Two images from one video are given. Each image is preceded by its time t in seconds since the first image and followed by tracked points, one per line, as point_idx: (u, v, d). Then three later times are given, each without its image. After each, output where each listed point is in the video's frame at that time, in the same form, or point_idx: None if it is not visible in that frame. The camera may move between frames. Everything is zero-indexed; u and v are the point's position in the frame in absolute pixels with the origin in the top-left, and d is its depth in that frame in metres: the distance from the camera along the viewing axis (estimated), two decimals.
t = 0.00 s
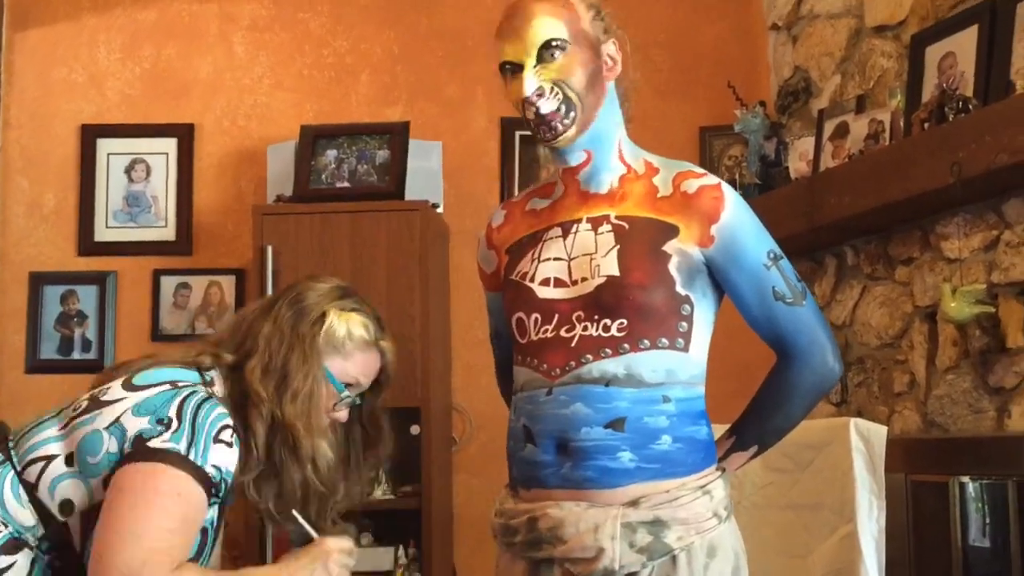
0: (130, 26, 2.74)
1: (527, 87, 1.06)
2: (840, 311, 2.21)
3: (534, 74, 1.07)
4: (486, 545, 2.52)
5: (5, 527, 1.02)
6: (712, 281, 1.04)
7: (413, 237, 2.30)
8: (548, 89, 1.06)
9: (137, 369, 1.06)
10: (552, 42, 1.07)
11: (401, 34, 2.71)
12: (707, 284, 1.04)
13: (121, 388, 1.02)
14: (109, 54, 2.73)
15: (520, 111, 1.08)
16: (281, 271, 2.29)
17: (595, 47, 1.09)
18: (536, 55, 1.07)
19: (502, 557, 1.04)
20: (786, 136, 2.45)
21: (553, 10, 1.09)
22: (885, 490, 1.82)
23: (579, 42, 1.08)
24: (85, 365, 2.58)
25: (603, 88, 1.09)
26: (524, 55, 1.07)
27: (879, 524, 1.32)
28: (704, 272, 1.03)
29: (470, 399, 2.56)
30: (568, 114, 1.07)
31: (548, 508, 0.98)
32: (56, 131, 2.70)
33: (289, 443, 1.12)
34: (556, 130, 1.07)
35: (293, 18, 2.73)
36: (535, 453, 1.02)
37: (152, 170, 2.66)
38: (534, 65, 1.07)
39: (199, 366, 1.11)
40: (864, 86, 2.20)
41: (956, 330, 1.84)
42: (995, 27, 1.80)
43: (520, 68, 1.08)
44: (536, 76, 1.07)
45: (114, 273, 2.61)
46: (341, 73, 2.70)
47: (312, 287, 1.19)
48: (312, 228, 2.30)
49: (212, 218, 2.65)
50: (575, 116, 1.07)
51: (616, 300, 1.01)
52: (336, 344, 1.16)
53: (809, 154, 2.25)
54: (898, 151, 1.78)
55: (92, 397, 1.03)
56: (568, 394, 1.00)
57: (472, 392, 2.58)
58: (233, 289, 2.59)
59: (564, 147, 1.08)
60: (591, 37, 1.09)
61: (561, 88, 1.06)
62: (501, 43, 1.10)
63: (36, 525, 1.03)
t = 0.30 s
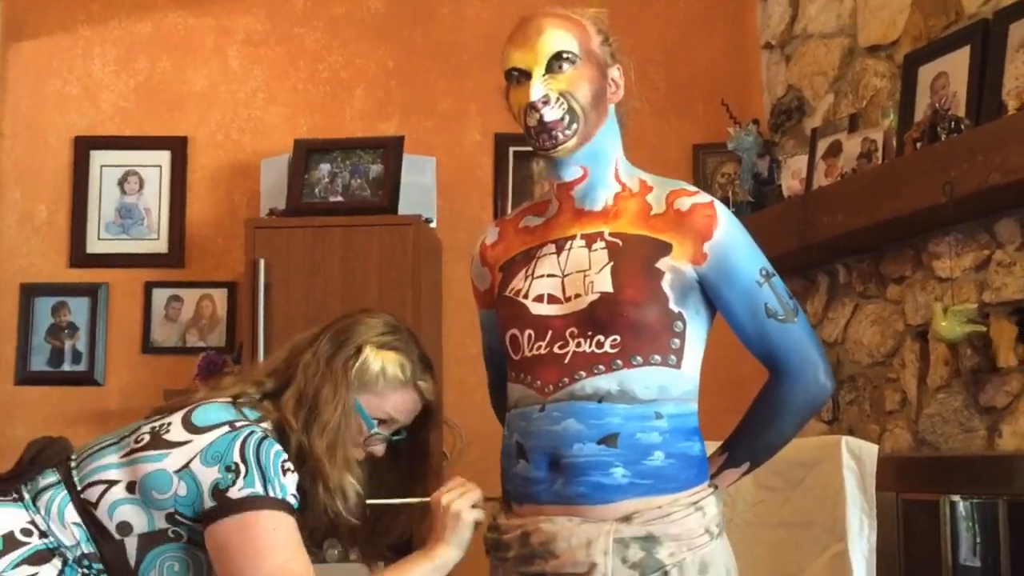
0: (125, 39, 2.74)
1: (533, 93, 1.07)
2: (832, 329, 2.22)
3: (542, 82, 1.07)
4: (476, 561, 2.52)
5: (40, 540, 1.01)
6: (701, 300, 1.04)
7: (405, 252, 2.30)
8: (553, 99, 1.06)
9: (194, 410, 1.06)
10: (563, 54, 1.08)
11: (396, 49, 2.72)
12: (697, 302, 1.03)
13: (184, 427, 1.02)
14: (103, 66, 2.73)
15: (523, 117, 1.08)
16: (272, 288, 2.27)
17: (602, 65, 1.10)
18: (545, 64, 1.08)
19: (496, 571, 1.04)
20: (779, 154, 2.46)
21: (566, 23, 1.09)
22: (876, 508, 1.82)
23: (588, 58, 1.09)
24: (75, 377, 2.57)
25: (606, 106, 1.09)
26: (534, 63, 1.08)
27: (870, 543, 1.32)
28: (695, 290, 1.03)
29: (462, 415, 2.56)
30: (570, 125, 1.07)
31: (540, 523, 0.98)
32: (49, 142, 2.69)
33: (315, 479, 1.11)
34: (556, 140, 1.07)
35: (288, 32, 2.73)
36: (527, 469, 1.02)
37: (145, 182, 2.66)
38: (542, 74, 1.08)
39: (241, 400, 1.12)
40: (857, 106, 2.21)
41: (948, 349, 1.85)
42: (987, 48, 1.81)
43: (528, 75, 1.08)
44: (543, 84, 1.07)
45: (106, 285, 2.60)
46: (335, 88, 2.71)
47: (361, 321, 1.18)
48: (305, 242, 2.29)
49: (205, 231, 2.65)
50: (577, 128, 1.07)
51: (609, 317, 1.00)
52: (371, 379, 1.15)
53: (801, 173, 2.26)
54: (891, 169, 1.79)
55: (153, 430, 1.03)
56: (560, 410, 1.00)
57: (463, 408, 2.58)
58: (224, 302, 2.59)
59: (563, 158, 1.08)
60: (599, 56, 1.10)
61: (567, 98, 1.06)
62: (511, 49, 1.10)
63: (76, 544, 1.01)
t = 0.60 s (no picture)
0: (120, 57, 2.74)
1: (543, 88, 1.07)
2: (827, 346, 2.22)
3: (552, 81, 1.07)
4: None
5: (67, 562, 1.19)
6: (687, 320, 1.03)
7: (400, 270, 2.30)
8: (560, 98, 1.06)
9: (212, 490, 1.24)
10: (578, 63, 1.08)
11: (391, 67, 2.73)
12: (682, 320, 1.03)
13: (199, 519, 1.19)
14: (98, 84, 2.73)
15: (525, 111, 1.07)
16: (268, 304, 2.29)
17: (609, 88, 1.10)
18: (558, 68, 1.08)
19: None
20: (773, 172, 2.46)
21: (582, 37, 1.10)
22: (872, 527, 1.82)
23: (599, 74, 1.09)
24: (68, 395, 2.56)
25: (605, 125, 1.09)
26: (548, 64, 1.08)
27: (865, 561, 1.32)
28: (681, 309, 1.02)
29: (456, 433, 2.56)
30: (572, 128, 1.06)
31: (525, 543, 0.95)
32: (44, 160, 2.69)
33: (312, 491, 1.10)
34: (554, 141, 1.06)
35: (283, 51, 2.74)
36: (510, 489, 0.98)
37: (139, 200, 2.66)
38: (552, 75, 1.08)
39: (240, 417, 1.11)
40: (850, 124, 2.21)
41: (942, 366, 1.85)
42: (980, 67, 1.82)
43: (540, 73, 1.08)
44: (553, 82, 1.07)
45: (99, 303, 2.60)
46: (330, 106, 2.71)
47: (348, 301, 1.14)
48: (298, 260, 2.30)
49: (199, 249, 2.65)
50: (578, 134, 1.06)
51: (596, 332, 0.99)
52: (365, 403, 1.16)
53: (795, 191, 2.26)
54: (885, 187, 1.80)
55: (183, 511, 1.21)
56: (546, 428, 0.98)
57: (458, 426, 2.57)
58: (218, 320, 2.59)
59: (555, 166, 1.07)
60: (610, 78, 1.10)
61: (574, 102, 1.07)
62: (525, 47, 1.10)
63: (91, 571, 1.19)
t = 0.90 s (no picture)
0: (117, 76, 2.75)
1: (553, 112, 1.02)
2: (825, 359, 2.22)
3: (561, 104, 1.02)
4: None
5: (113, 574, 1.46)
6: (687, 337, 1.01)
7: (397, 286, 2.30)
8: (570, 125, 1.02)
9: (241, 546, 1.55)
10: (587, 84, 1.04)
11: (387, 84, 2.73)
12: (681, 337, 1.00)
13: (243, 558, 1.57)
14: (96, 104, 2.73)
15: (533, 134, 1.03)
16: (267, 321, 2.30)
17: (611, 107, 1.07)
18: (567, 88, 1.03)
19: None
20: (769, 185, 2.46)
21: (588, 53, 1.05)
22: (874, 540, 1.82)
23: (602, 95, 1.05)
24: (67, 415, 2.56)
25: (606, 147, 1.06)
26: (557, 83, 1.03)
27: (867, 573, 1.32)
28: (680, 325, 1.00)
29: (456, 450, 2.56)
30: (578, 158, 1.03)
31: (525, 556, 0.95)
32: (41, 180, 2.69)
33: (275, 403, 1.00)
34: (561, 169, 1.03)
35: (280, 69, 2.75)
36: (513, 501, 0.97)
37: (137, 220, 2.66)
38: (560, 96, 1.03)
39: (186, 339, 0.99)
40: (846, 136, 2.22)
41: (941, 377, 1.85)
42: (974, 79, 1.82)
43: (547, 93, 1.03)
44: (562, 105, 1.03)
45: (97, 323, 2.60)
46: (327, 123, 2.72)
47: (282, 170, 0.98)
48: (296, 278, 2.30)
49: (197, 267, 2.65)
50: (584, 162, 1.03)
51: (597, 350, 0.97)
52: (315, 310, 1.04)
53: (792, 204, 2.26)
54: (881, 200, 1.80)
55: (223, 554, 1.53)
56: (549, 445, 0.96)
57: (458, 442, 2.57)
58: (217, 338, 2.59)
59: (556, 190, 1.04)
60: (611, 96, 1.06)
61: (582, 129, 1.03)
62: (529, 59, 1.04)
63: None
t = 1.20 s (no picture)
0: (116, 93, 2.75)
1: (548, 125, 1.09)
2: (828, 363, 2.22)
3: (556, 116, 1.10)
4: None
5: None
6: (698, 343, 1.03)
7: (399, 297, 2.30)
8: (565, 133, 1.09)
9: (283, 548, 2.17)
10: (580, 94, 1.11)
11: (386, 96, 2.74)
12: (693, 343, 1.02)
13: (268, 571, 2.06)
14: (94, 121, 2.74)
15: (532, 147, 1.09)
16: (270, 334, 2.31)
17: (613, 113, 1.13)
18: (560, 101, 1.11)
19: None
20: (769, 190, 2.46)
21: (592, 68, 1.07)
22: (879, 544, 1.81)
23: (601, 103, 1.12)
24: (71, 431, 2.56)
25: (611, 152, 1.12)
26: (549, 97, 1.11)
27: None
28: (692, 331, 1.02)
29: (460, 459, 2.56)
30: (578, 163, 1.08)
31: (544, 563, 0.95)
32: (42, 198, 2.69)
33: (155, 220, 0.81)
34: (563, 176, 1.08)
35: (279, 82, 2.75)
36: (529, 510, 0.98)
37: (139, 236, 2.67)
38: (557, 108, 1.10)
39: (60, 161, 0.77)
40: (845, 141, 2.22)
41: (945, 380, 1.85)
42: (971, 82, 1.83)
43: (542, 107, 1.11)
44: (557, 118, 1.10)
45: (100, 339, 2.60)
46: (327, 136, 2.72)
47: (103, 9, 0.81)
48: (299, 290, 2.30)
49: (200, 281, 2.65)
50: (584, 168, 1.08)
51: (609, 358, 0.99)
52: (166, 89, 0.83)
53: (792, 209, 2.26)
54: (880, 204, 1.80)
55: None
56: (563, 454, 0.97)
57: (462, 452, 2.57)
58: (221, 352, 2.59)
59: (562, 197, 1.08)
60: (613, 102, 1.13)
61: (578, 136, 1.09)
62: (525, 79, 1.13)
63: None
